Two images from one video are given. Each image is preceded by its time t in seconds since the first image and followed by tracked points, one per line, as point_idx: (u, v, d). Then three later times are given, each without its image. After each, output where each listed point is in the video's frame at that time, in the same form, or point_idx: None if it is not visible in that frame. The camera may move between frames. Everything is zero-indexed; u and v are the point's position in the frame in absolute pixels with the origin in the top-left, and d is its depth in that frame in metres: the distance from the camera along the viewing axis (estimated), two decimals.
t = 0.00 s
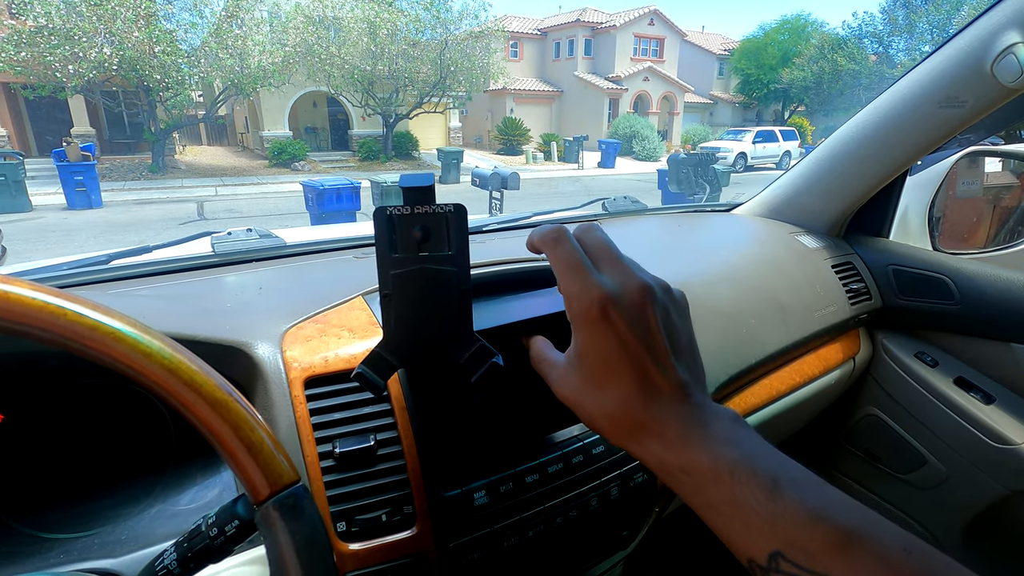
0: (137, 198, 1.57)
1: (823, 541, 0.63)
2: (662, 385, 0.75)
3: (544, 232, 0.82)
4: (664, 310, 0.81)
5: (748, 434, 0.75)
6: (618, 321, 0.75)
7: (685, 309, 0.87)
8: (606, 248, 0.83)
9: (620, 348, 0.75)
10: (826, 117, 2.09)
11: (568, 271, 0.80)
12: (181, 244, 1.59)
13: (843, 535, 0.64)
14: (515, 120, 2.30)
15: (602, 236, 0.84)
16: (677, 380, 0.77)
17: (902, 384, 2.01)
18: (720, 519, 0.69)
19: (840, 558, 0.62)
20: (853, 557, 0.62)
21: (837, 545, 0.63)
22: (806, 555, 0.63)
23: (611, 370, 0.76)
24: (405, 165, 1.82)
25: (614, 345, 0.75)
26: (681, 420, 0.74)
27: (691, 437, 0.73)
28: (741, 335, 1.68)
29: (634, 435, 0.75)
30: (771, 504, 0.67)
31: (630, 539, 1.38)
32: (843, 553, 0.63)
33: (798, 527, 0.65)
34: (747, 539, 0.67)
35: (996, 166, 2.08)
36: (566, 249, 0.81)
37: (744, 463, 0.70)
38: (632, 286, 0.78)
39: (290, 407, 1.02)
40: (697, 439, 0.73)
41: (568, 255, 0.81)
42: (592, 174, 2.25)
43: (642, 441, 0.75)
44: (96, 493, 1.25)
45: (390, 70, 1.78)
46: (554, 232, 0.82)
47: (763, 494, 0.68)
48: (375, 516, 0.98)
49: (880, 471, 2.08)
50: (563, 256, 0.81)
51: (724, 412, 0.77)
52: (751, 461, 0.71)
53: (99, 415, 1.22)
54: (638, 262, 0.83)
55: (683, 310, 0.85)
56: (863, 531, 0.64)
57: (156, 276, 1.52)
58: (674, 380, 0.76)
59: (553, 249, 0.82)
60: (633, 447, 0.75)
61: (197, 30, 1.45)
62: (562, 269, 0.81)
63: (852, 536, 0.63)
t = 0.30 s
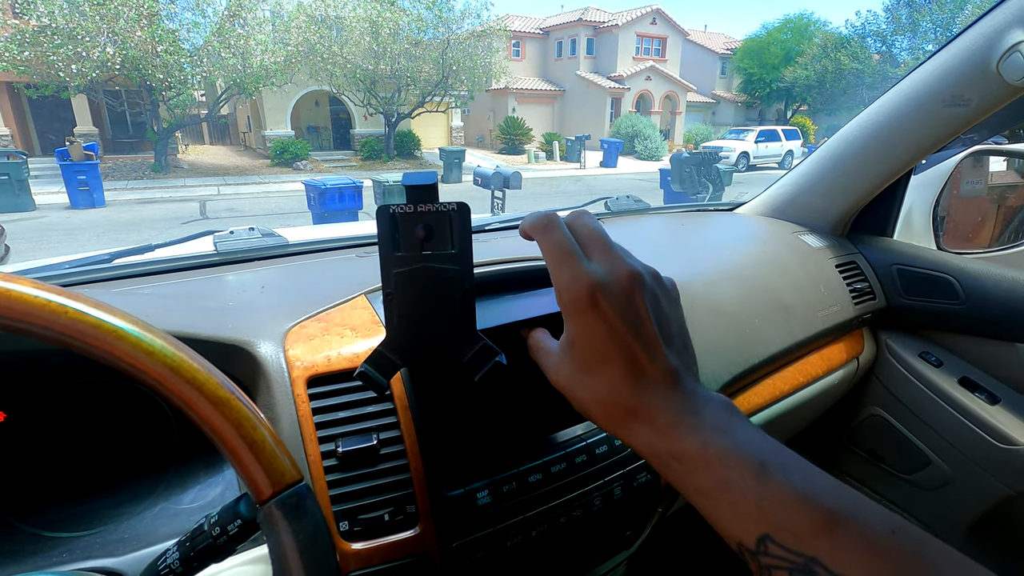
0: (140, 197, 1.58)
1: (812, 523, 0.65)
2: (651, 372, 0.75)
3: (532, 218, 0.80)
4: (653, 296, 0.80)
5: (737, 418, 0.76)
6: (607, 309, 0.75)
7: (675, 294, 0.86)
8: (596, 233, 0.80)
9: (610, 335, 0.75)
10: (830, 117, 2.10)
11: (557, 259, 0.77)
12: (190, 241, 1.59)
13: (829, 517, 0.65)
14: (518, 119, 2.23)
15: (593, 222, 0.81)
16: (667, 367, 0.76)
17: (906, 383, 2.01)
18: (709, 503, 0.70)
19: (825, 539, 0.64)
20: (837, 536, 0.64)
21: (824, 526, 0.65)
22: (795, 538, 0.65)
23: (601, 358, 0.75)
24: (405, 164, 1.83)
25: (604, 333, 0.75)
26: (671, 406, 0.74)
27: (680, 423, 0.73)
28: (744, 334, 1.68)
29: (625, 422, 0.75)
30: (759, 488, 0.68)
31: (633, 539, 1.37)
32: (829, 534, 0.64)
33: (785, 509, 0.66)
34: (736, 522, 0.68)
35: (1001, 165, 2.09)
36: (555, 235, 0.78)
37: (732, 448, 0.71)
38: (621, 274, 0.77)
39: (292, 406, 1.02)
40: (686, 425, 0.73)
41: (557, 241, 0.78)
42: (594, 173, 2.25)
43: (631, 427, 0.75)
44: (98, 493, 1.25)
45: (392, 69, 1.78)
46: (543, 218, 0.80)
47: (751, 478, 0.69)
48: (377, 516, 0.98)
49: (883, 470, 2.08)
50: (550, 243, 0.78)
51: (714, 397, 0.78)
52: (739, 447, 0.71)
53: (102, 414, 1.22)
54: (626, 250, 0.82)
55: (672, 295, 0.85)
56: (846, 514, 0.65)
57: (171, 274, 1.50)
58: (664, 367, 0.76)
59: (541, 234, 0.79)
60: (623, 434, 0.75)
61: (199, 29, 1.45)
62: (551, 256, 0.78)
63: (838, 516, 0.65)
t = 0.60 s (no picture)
0: (142, 197, 1.57)
1: (814, 492, 0.68)
2: (656, 349, 0.77)
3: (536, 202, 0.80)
4: (657, 274, 0.81)
5: (742, 392, 0.78)
6: (612, 289, 0.76)
7: (678, 271, 0.87)
8: (599, 213, 0.80)
9: (615, 314, 0.77)
10: (831, 116, 2.11)
11: (560, 241, 0.77)
12: (191, 240, 1.59)
13: (833, 487, 0.68)
14: (519, 119, 2.13)
15: (596, 202, 0.81)
16: (672, 343, 0.79)
17: (907, 383, 2.01)
18: (713, 474, 0.73)
19: (827, 509, 0.67)
20: (839, 505, 0.66)
21: (827, 496, 0.67)
22: (797, 506, 0.68)
23: (607, 336, 0.78)
24: (406, 164, 1.83)
25: (609, 312, 0.77)
26: (676, 381, 0.76)
27: (686, 397, 0.75)
28: (747, 333, 1.68)
29: (631, 397, 0.77)
30: (762, 459, 0.70)
31: (636, 538, 1.38)
32: (831, 503, 0.67)
33: (789, 479, 0.69)
34: (739, 492, 0.71)
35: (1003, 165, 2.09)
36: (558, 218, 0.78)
37: (737, 420, 0.73)
38: (625, 253, 0.78)
39: (297, 405, 1.02)
40: (691, 399, 0.75)
41: (560, 224, 0.78)
42: (597, 173, 2.27)
43: (637, 401, 0.77)
44: (103, 491, 1.26)
45: (393, 69, 1.77)
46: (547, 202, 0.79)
47: (755, 450, 0.71)
48: (381, 515, 0.98)
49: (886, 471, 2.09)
50: (553, 227, 0.78)
51: (719, 371, 0.80)
52: (744, 419, 0.73)
53: (107, 412, 1.22)
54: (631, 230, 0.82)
55: (675, 272, 0.86)
56: (850, 482, 0.68)
57: (173, 273, 1.48)
58: (669, 344, 0.79)
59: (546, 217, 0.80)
60: (629, 408, 0.78)
61: (200, 29, 1.47)
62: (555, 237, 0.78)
63: (840, 485, 0.68)
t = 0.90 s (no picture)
0: (142, 197, 1.56)
1: (839, 507, 0.67)
2: (672, 355, 0.76)
3: (544, 204, 0.78)
4: (667, 276, 0.79)
5: (760, 400, 0.77)
6: (625, 293, 0.74)
7: (686, 271, 0.86)
8: (608, 213, 0.79)
9: (629, 321, 0.75)
10: (832, 116, 2.09)
11: (568, 243, 0.76)
12: (190, 240, 1.59)
13: (858, 501, 0.67)
14: (519, 119, 2.11)
15: (605, 202, 0.80)
16: (687, 349, 0.77)
17: (911, 383, 2.00)
18: (735, 487, 0.72)
19: (852, 524, 0.66)
20: (865, 520, 0.66)
21: (851, 510, 0.67)
22: (821, 521, 0.67)
23: (621, 343, 0.76)
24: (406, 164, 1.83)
25: (622, 318, 0.75)
26: (694, 389, 0.75)
27: (704, 406, 0.74)
28: (749, 333, 1.67)
29: (645, 405, 0.76)
30: (785, 472, 0.70)
31: (637, 540, 1.37)
32: (856, 516, 0.66)
33: (813, 492, 0.68)
34: (763, 507, 0.70)
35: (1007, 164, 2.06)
36: (567, 221, 0.76)
37: (760, 431, 0.73)
38: (637, 256, 0.77)
39: (297, 405, 1.01)
40: (710, 408, 0.74)
41: (569, 226, 0.76)
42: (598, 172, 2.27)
43: (653, 410, 0.76)
44: (102, 491, 1.25)
45: (393, 69, 1.76)
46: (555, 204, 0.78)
47: (778, 462, 0.70)
48: (382, 516, 0.97)
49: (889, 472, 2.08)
50: (562, 229, 0.76)
51: (735, 378, 0.80)
52: (764, 429, 0.73)
53: (106, 412, 1.22)
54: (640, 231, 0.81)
55: (684, 272, 0.85)
56: (877, 495, 0.67)
57: (167, 273, 1.47)
58: (684, 349, 0.77)
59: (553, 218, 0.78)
60: (644, 417, 0.76)
61: (202, 29, 1.47)
62: (563, 240, 0.77)
63: (865, 499, 0.67)
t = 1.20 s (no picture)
0: (143, 197, 1.57)
1: (836, 505, 0.68)
2: (673, 354, 0.77)
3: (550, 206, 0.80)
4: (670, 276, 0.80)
5: (760, 399, 0.78)
6: (627, 293, 0.75)
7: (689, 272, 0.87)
8: (612, 214, 0.80)
9: (630, 319, 0.75)
10: (832, 117, 2.10)
11: (572, 244, 0.77)
12: (193, 240, 1.59)
13: (856, 500, 0.68)
14: (519, 119, 2.13)
15: (608, 203, 0.81)
16: (688, 349, 0.78)
17: (909, 383, 2.01)
18: (733, 485, 0.73)
19: (849, 522, 0.67)
20: (863, 519, 0.67)
21: (849, 509, 0.67)
22: (818, 520, 0.68)
23: (622, 342, 0.77)
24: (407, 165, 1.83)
25: (624, 317, 0.76)
26: (694, 387, 0.76)
27: (704, 404, 0.75)
28: (747, 333, 1.68)
29: (646, 404, 0.76)
30: (784, 470, 0.70)
31: (636, 539, 1.38)
32: (854, 514, 0.67)
33: (811, 491, 0.69)
34: (761, 504, 0.71)
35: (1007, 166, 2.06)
36: (571, 222, 0.78)
37: (758, 428, 0.74)
38: (639, 255, 0.78)
39: (298, 405, 1.02)
40: (709, 407, 0.75)
41: (572, 227, 0.78)
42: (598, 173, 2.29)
43: (654, 409, 0.76)
44: (105, 490, 1.26)
45: (394, 69, 1.78)
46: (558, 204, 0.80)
47: (777, 460, 0.71)
48: (382, 514, 0.98)
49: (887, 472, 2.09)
50: (566, 230, 0.79)
51: (735, 377, 0.81)
52: (764, 428, 0.74)
53: (109, 411, 1.22)
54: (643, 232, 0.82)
55: (687, 272, 0.85)
56: (875, 494, 0.68)
57: (172, 273, 1.48)
58: (685, 348, 0.78)
59: (558, 217, 0.79)
60: (645, 415, 0.77)
61: (203, 29, 1.47)
62: (568, 239, 0.78)
63: (862, 499, 0.68)
